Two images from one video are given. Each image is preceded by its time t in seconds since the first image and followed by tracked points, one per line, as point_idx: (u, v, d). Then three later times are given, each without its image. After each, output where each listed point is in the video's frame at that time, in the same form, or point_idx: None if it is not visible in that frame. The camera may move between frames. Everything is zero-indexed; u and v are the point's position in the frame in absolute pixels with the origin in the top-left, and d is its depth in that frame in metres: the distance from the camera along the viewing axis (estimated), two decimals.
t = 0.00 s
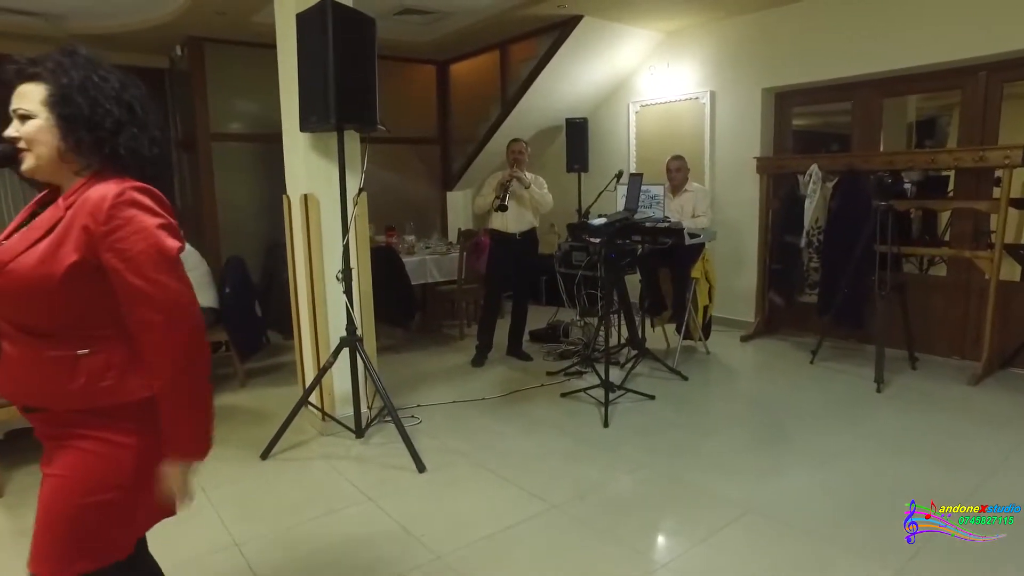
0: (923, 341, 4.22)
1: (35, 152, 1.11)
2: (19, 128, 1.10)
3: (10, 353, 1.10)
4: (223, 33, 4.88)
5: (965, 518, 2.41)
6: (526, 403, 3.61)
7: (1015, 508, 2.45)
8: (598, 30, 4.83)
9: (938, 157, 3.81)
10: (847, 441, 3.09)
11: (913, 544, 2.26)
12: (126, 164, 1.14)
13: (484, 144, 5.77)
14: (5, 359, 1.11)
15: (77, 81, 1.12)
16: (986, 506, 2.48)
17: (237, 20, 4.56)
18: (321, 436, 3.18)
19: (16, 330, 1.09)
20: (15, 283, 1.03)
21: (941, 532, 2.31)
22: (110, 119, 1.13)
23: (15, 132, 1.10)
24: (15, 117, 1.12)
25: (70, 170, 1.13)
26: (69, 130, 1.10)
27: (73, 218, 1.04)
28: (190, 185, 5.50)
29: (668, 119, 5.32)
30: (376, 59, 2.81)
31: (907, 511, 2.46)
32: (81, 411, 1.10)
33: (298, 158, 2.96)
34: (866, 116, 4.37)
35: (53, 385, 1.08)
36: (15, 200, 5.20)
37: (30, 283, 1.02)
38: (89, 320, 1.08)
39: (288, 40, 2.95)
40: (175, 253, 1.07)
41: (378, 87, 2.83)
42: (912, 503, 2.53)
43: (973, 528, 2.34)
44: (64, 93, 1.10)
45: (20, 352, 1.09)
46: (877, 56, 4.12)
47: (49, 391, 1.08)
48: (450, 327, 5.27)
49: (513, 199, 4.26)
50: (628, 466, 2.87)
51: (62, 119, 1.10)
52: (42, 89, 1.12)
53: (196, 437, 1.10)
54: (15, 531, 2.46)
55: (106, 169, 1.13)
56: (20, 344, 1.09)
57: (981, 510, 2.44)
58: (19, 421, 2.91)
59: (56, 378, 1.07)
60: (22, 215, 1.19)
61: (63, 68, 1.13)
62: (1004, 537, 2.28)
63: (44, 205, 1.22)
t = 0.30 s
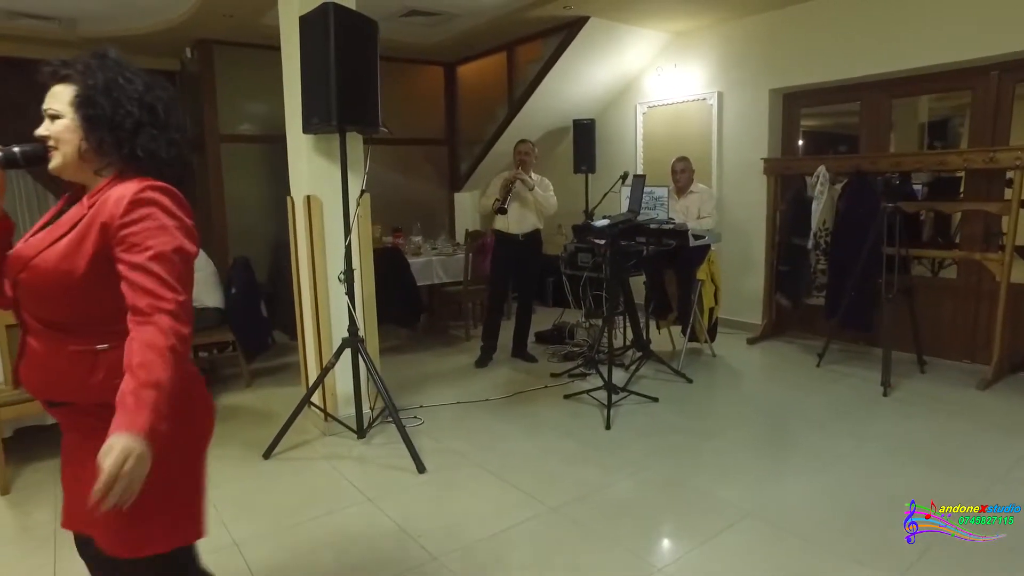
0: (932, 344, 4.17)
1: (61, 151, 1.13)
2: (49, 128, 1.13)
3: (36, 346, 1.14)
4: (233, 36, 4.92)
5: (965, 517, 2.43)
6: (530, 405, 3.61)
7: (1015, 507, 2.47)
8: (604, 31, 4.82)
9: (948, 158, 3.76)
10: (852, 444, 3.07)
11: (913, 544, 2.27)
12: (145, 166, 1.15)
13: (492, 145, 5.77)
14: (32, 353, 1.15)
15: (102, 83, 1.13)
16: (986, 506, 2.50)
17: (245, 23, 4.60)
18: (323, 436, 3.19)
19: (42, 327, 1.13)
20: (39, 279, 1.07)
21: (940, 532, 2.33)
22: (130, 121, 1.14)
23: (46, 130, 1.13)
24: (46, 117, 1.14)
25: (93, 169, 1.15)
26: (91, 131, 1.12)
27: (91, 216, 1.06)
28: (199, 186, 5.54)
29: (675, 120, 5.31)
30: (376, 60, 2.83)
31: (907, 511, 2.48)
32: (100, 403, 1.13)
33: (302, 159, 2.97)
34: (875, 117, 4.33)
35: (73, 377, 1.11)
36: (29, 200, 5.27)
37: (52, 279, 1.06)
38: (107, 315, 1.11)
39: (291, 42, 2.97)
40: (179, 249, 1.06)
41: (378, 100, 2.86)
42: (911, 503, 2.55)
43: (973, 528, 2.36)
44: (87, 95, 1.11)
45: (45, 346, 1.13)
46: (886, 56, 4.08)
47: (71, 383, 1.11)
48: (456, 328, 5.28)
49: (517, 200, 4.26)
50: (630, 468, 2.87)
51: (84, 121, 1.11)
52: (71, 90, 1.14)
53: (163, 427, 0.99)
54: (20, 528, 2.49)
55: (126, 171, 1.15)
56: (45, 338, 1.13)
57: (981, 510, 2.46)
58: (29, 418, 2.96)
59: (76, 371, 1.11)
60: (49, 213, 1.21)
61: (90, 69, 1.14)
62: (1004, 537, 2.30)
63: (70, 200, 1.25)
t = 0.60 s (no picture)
0: (943, 348, 4.11)
1: (95, 157, 1.20)
2: (84, 134, 1.20)
3: (71, 348, 1.20)
4: (244, 39, 4.98)
5: (965, 517, 2.45)
6: (534, 407, 3.61)
7: (1015, 508, 2.49)
8: (612, 33, 4.81)
9: (958, 159, 3.71)
10: (857, 448, 3.06)
11: (913, 544, 2.29)
12: (170, 171, 1.21)
13: (501, 147, 5.78)
14: (67, 355, 1.21)
15: (131, 91, 1.19)
16: (986, 506, 2.52)
17: (254, 27, 4.66)
18: (327, 436, 3.22)
19: (77, 329, 1.19)
20: (74, 281, 1.14)
21: (940, 532, 2.35)
22: (156, 127, 1.20)
23: (81, 137, 1.20)
24: (81, 124, 1.21)
25: (122, 174, 1.22)
26: (121, 137, 1.18)
27: (122, 220, 1.13)
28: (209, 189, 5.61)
29: (684, 121, 5.28)
30: (380, 64, 2.85)
31: (908, 511, 2.50)
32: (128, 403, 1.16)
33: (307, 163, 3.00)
34: (886, 117, 4.28)
35: (105, 376, 1.16)
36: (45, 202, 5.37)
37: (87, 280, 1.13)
38: (138, 316, 1.16)
39: (296, 46, 3.00)
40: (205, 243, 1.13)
41: (383, 103, 2.88)
42: (911, 503, 2.58)
43: (973, 528, 2.38)
44: (116, 103, 1.18)
45: (79, 346, 1.19)
46: (897, 57, 4.04)
47: (102, 383, 1.16)
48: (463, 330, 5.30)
49: (522, 203, 4.26)
50: (632, 470, 2.88)
51: (114, 128, 1.18)
52: (104, 98, 1.21)
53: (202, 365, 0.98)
54: (28, 525, 2.54)
55: (152, 176, 1.21)
56: (79, 339, 1.19)
57: (981, 510, 2.49)
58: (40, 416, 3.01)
59: (108, 371, 1.16)
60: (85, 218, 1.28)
61: (120, 78, 1.21)
62: (1003, 537, 2.32)
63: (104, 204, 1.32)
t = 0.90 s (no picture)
0: (950, 350, 4.07)
1: (112, 158, 1.23)
2: (102, 137, 1.23)
3: (88, 344, 1.22)
4: (251, 41, 5.02)
5: (965, 518, 2.45)
6: (536, 407, 3.62)
7: (1016, 508, 2.49)
8: (617, 33, 4.80)
9: (966, 159, 3.68)
10: (860, 450, 3.04)
11: (913, 544, 2.29)
12: (184, 173, 1.23)
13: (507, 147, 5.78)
14: (84, 349, 1.23)
15: (145, 95, 1.21)
16: (986, 506, 2.52)
17: (262, 29, 4.71)
18: (330, 435, 3.24)
19: (94, 325, 1.22)
20: (92, 278, 1.16)
21: (940, 532, 2.35)
22: (170, 130, 1.21)
23: (99, 139, 1.23)
24: (99, 126, 1.24)
25: (139, 175, 1.25)
26: (137, 141, 1.21)
27: (138, 221, 1.16)
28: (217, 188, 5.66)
29: (691, 121, 5.27)
30: (382, 65, 2.86)
31: (908, 511, 2.50)
32: (142, 396, 1.19)
33: (309, 163, 3.03)
34: (893, 117, 4.25)
35: (121, 372, 1.18)
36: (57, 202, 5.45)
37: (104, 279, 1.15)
38: (153, 314, 1.19)
39: (299, 48, 3.03)
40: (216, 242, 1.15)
41: (384, 104, 2.88)
42: (912, 503, 2.58)
43: (973, 528, 2.38)
44: (132, 107, 1.20)
45: (96, 342, 1.21)
46: (904, 56, 4.01)
47: (119, 378, 1.18)
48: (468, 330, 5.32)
49: (523, 203, 4.27)
50: (632, 471, 2.87)
51: (130, 132, 1.20)
52: (121, 101, 1.23)
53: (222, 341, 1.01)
54: (34, 519, 2.58)
55: (167, 177, 1.23)
56: (96, 335, 1.22)
57: (981, 510, 2.49)
58: (47, 413, 3.06)
59: (124, 367, 1.18)
60: (105, 217, 1.30)
61: (135, 81, 1.22)
62: (1003, 537, 2.32)
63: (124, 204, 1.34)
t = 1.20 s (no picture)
0: (954, 351, 4.04)
1: (128, 159, 1.28)
2: (119, 138, 1.28)
3: (100, 334, 1.29)
4: (257, 43, 5.07)
5: (965, 518, 2.46)
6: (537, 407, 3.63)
7: (1015, 508, 2.50)
8: (621, 34, 4.80)
9: (971, 160, 3.64)
10: (860, 451, 3.04)
11: (913, 544, 2.30)
12: (196, 176, 1.29)
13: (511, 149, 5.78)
14: (96, 338, 1.30)
15: (162, 100, 1.26)
16: (986, 506, 2.53)
17: (268, 31, 4.74)
18: (330, 434, 3.27)
19: (105, 316, 1.28)
20: (105, 273, 1.22)
21: (940, 532, 2.36)
22: (184, 135, 1.27)
23: (116, 140, 1.28)
24: (117, 128, 1.29)
25: (153, 177, 1.30)
26: (153, 144, 1.26)
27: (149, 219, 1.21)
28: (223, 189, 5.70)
29: (695, 122, 5.26)
30: (382, 66, 2.89)
31: (908, 511, 2.51)
32: (150, 386, 1.26)
33: (310, 164, 3.05)
34: (898, 117, 4.22)
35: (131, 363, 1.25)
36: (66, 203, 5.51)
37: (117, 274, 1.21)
38: (160, 309, 1.24)
39: (301, 50, 3.05)
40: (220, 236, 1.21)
41: (384, 105, 2.90)
42: (912, 503, 2.59)
43: (973, 528, 2.39)
44: (149, 111, 1.25)
45: (108, 333, 1.28)
46: (909, 56, 3.98)
47: (127, 368, 1.25)
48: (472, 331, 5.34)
49: (519, 204, 4.29)
50: (632, 470, 2.89)
51: (147, 134, 1.25)
52: (138, 104, 1.28)
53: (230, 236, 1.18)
54: (39, 514, 2.62)
55: (180, 178, 1.28)
56: (108, 326, 1.28)
57: (981, 510, 2.50)
58: (52, 410, 3.10)
59: (131, 357, 1.25)
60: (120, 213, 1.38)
61: (153, 87, 1.28)
62: (1003, 537, 2.33)
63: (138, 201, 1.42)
